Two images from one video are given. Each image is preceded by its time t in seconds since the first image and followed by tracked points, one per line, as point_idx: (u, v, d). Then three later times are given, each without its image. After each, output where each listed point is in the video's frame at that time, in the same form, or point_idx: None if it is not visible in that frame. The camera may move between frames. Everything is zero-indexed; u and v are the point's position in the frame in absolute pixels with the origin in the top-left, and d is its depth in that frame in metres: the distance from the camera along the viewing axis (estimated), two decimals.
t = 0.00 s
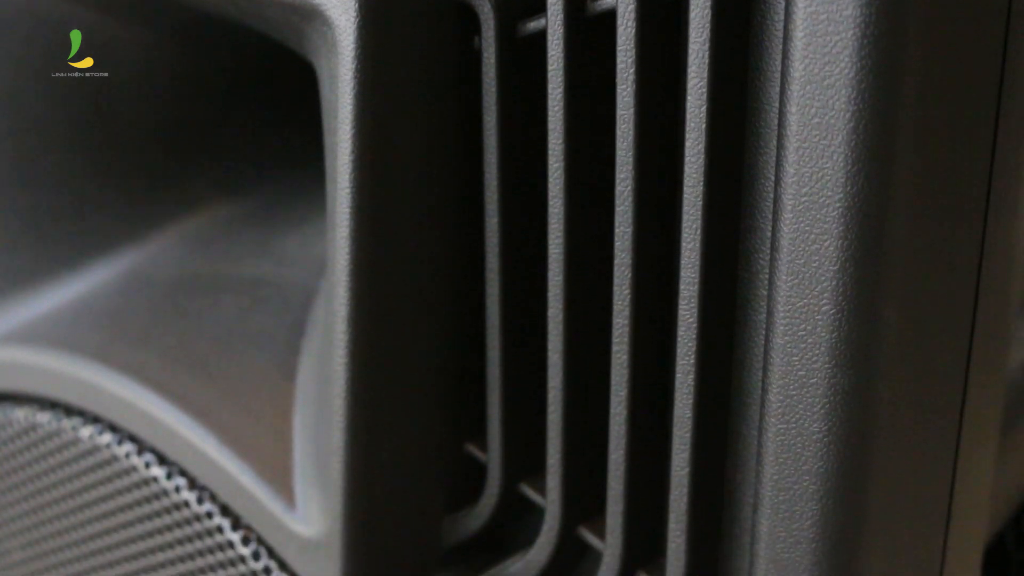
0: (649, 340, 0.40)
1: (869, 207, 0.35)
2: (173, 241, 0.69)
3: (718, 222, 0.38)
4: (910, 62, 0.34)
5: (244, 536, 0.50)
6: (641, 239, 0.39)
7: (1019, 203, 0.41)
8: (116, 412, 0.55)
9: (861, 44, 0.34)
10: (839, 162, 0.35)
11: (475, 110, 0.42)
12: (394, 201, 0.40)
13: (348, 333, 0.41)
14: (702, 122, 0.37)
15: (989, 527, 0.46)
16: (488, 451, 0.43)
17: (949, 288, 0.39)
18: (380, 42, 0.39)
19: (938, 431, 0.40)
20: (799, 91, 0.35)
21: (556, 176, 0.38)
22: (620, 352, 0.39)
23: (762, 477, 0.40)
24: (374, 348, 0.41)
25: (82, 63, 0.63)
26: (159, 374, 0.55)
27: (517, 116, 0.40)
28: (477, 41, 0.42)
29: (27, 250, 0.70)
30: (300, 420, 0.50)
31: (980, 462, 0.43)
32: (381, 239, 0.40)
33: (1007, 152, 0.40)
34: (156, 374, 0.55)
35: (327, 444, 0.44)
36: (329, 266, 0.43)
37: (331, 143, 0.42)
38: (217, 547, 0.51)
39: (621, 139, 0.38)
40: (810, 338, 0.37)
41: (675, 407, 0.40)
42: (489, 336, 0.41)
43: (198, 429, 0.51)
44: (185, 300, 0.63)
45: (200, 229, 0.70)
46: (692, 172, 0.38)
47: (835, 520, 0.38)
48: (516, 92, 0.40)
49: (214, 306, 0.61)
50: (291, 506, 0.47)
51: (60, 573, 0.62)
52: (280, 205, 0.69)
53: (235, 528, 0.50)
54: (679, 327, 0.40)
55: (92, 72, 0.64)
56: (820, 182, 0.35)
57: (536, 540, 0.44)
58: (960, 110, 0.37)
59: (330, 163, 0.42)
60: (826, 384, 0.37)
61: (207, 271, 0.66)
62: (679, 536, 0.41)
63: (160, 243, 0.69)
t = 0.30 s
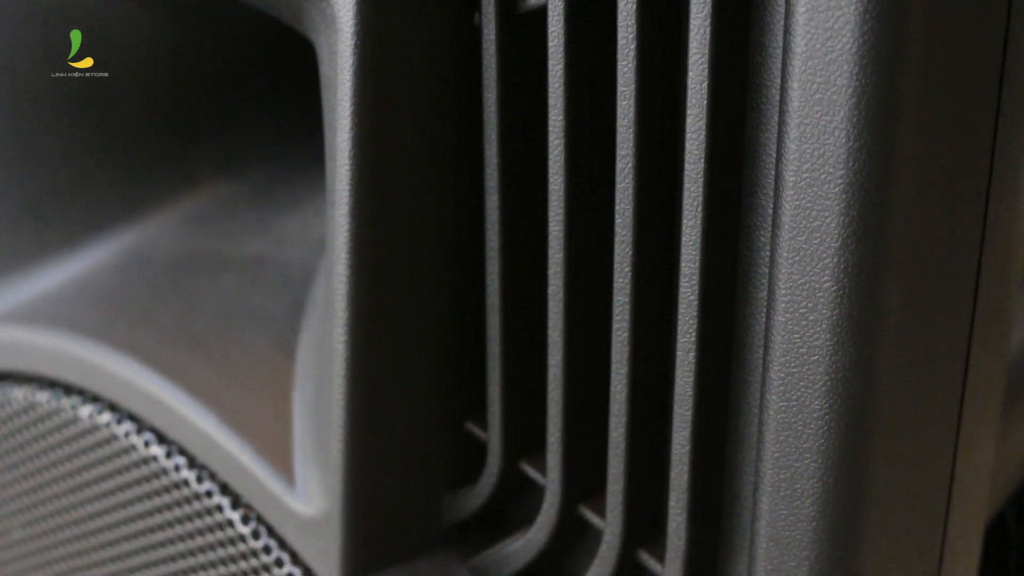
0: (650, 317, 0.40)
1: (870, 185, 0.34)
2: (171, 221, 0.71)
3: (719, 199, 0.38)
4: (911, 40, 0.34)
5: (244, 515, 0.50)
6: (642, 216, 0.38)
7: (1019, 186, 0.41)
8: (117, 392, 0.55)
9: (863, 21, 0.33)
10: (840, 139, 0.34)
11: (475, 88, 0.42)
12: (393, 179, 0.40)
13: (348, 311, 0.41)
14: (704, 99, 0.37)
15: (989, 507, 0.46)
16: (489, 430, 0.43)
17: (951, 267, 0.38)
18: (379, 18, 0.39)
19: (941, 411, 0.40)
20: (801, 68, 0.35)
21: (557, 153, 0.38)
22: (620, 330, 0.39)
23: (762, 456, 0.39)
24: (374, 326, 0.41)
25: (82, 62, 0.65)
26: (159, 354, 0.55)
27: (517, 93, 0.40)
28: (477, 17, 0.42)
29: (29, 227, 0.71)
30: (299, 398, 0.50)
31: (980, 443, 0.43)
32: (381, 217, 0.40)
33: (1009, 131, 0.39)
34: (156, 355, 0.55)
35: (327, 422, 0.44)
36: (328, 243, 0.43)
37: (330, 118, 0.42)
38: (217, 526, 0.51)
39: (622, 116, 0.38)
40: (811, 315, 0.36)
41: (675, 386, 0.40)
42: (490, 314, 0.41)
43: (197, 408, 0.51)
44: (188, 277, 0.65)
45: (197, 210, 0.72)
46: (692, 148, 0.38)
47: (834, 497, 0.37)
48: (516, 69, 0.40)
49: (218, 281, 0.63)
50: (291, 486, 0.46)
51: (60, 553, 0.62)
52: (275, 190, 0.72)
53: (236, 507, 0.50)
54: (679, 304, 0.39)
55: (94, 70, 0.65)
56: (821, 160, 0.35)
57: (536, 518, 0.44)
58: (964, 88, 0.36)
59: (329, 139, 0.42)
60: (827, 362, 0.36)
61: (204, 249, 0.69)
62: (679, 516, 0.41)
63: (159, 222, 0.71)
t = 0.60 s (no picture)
0: (651, 293, 0.40)
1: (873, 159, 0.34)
2: (170, 198, 0.73)
3: (720, 174, 0.38)
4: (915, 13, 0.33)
5: (244, 492, 0.50)
6: (642, 191, 0.38)
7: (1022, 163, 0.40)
8: (115, 370, 0.55)
9: None
10: (843, 113, 0.33)
11: (477, 64, 0.42)
12: (391, 155, 0.41)
13: (349, 289, 0.42)
14: (705, 73, 0.36)
15: (989, 487, 0.46)
16: (489, 407, 0.43)
17: (958, 244, 0.38)
18: None
19: (944, 390, 0.40)
20: (802, 42, 0.34)
21: (557, 128, 0.38)
22: (621, 306, 0.39)
23: (763, 437, 0.38)
24: (373, 304, 0.42)
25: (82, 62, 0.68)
26: (159, 333, 0.56)
27: (519, 68, 0.40)
28: None
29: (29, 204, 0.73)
30: (300, 377, 0.50)
31: (982, 423, 0.43)
32: (379, 192, 0.41)
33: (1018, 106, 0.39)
34: (157, 333, 0.56)
35: (327, 398, 0.45)
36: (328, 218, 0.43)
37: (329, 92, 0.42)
38: (217, 503, 0.51)
39: (623, 91, 0.38)
40: (813, 291, 0.35)
41: (677, 363, 0.40)
42: (490, 292, 0.42)
43: (198, 386, 0.51)
44: (186, 257, 0.66)
45: (196, 187, 0.73)
46: (693, 124, 0.37)
47: (835, 474, 0.37)
48: (518, 45, 0.40)
49: (217, 258, 0.64)
50: (291, 462, 0.47)
51: (60, 531, 0.62)
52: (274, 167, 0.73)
53: (236, 484, 0.51)
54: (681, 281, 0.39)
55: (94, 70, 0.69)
56: (824, 134, 0.34)
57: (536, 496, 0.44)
58: (974, 61, 0.36)
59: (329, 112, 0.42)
60: (829, 339, 0.36)
61: (200, 229, 0.70)
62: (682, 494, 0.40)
63: (158, 200, 0.73)
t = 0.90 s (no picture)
0: (652, 267, 0.39)
1: (875, 131, 0.33)
2: (171, 170, 0.74)
3: (723, 147, 0.37)
4: None
5: (244, 468, 0.50)
6: (643, 165, 0.38)
7: None
8: (116, 347, 0.55)
9: None
10: (845, 84, 0.33)
11: (478, 38, 0.42)
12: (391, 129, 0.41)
13: (348, 263, 0.41)
14: (707, 45, 0.36)
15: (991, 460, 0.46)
16: (489, 382, 0.43)
17: (963, 219, 0.37)
18: None
19: (946, 366, 0.39)
20: (805, 13, 0.33)
21: (557, 101, 0.38)
22: (622, 280, 0.39)
23: (764, 412, 0.38)
24: (373, 278, 0.42)
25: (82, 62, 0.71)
26: (159, 310, 0.56)
27: (520, 42, 0.40)
28: None
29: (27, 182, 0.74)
30: (299, 353, 0.50)
31: (985, 398, 0.43)
32: (380, 166, 0.41)
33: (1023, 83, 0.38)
34: (157, 310, 0.56)
35: (327, 371, 0.45)
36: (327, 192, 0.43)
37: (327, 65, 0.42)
38: (217, 479, 0.51)
39: (624, 64, 0.37)
40: (815, 265, 0.35)
41: (679, 337, 0.39)
42: (490, 266, 0.42)
43: (198, 363, 0.51)
44: (185, 231, 0.67)
45: (196, 162, 0.75)
46: (695, 97, 0.37)
47: (837, 451, 0.36)
48: (518, 17, 0.39)
49: (218, 232, 0.65)
50: (291, 438, 0.47)
51: (61, 509, 0.62)
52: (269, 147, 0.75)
53: (235, 460, 0.50)
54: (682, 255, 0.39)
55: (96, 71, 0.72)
56: (827, 106, 0.33)
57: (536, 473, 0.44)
58: (979, 33, 0.35)
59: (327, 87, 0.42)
60: (831, 312, 0.35)
61: (201, 200, 0.71)
62: (682, 469, 0.40)
63: (159, 171, 0.74)
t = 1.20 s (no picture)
0: (653, 238, 0.39)
1: (878, 100, 0.33)
2: (169, 146, 0.75)
3: (725, 116, 0.37)
4: None
5: (244, 441, 0.50)
6: (644, 135, 0.38)
7: None
8: (115, 320, 0.55)
9: None
10: (848, 52, 0.33)
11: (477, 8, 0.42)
12: (391, 100, 0.40)
13: (348, 235, 0.41)
14: (709, 13, 0.35)
15: (992, 432, 0.46)
16: (489, 353, 0.43)
17: (966, 190, 0.37)
18: None
19: (947, 337, 0.39)
20: None
21: (558, 71, 0.38)
22: (623, 251, 0.39)
23: (765, 385, 0.38)
24: (373, 250, 0.41)
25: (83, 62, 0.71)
26: (158, 283, 0.56)
27: (519, 11, 0.39)
28: None
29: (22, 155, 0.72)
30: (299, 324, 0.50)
31: (986, 371, 0.42)
32: (379, 137, 0.40)
33: None
34: (156, 283, 0.56)
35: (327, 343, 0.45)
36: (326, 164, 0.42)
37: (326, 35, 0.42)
38: (216, 452, 0.51)
39: (625, 32, 0.37)
40: (817, 236, 0.35)
41: (680, 309, 0.39)
42: (490, 238, 0.41)
43: (197, 336, 0.51)
44: (187, 201, 0.67)
45: (194, 138, 0.76)
46: (697, 66, 0.36)
47: (838, 423, 0.36)
48: None
49: (219, 204, 0.65)
50: (291, 411, 0.47)
51: (61, 483, 0.62)
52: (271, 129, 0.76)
53: (235, 433, 0.50)
54: (683, 225, 0.39)
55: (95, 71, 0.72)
56: (829, 74, 0.33)
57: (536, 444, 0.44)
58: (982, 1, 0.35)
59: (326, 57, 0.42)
60: (833, 284, 0.35)
61: (202, 174, 0.72)
62: (682, 441, 0.40)
63: (157, 147, 0.75)
